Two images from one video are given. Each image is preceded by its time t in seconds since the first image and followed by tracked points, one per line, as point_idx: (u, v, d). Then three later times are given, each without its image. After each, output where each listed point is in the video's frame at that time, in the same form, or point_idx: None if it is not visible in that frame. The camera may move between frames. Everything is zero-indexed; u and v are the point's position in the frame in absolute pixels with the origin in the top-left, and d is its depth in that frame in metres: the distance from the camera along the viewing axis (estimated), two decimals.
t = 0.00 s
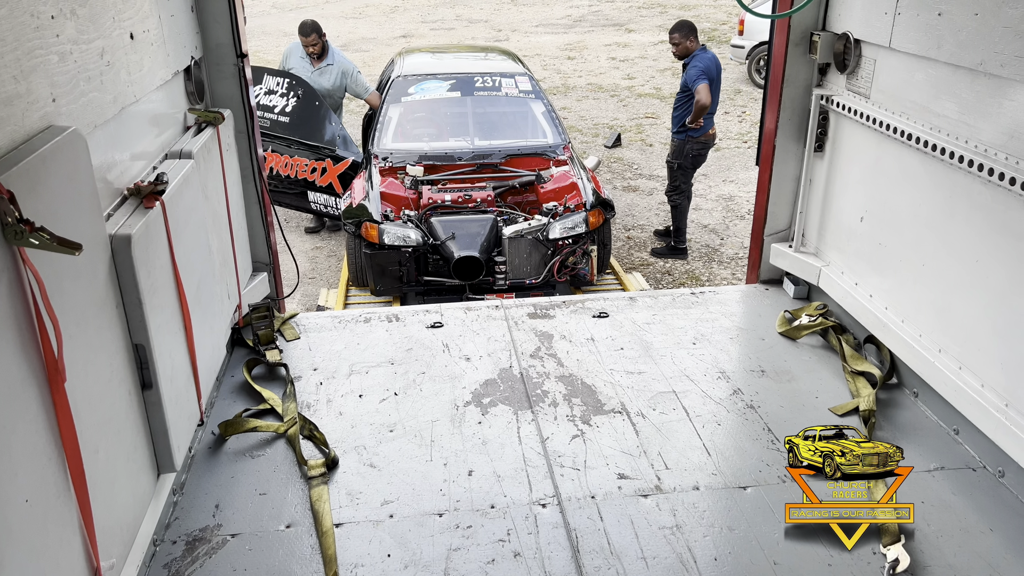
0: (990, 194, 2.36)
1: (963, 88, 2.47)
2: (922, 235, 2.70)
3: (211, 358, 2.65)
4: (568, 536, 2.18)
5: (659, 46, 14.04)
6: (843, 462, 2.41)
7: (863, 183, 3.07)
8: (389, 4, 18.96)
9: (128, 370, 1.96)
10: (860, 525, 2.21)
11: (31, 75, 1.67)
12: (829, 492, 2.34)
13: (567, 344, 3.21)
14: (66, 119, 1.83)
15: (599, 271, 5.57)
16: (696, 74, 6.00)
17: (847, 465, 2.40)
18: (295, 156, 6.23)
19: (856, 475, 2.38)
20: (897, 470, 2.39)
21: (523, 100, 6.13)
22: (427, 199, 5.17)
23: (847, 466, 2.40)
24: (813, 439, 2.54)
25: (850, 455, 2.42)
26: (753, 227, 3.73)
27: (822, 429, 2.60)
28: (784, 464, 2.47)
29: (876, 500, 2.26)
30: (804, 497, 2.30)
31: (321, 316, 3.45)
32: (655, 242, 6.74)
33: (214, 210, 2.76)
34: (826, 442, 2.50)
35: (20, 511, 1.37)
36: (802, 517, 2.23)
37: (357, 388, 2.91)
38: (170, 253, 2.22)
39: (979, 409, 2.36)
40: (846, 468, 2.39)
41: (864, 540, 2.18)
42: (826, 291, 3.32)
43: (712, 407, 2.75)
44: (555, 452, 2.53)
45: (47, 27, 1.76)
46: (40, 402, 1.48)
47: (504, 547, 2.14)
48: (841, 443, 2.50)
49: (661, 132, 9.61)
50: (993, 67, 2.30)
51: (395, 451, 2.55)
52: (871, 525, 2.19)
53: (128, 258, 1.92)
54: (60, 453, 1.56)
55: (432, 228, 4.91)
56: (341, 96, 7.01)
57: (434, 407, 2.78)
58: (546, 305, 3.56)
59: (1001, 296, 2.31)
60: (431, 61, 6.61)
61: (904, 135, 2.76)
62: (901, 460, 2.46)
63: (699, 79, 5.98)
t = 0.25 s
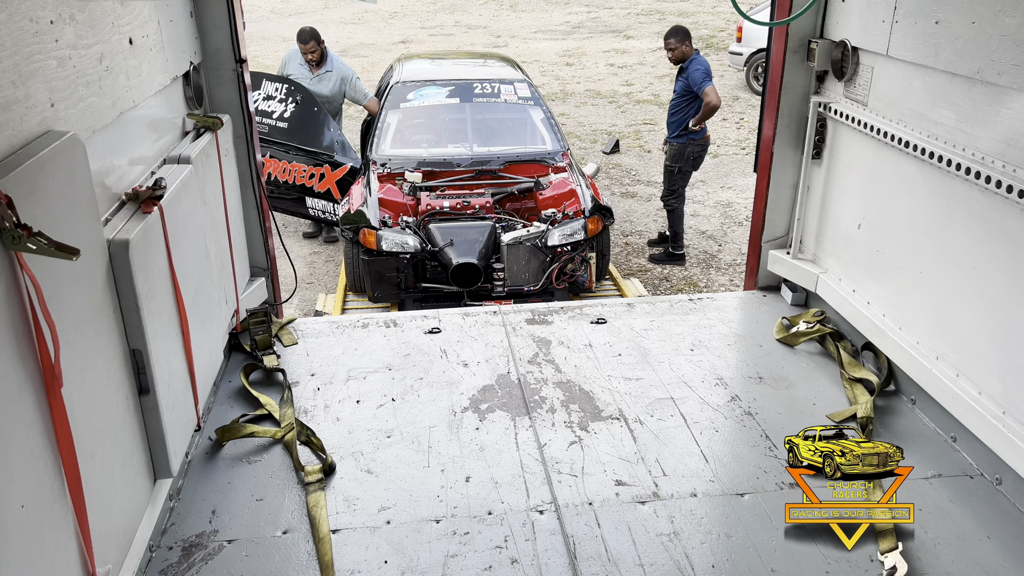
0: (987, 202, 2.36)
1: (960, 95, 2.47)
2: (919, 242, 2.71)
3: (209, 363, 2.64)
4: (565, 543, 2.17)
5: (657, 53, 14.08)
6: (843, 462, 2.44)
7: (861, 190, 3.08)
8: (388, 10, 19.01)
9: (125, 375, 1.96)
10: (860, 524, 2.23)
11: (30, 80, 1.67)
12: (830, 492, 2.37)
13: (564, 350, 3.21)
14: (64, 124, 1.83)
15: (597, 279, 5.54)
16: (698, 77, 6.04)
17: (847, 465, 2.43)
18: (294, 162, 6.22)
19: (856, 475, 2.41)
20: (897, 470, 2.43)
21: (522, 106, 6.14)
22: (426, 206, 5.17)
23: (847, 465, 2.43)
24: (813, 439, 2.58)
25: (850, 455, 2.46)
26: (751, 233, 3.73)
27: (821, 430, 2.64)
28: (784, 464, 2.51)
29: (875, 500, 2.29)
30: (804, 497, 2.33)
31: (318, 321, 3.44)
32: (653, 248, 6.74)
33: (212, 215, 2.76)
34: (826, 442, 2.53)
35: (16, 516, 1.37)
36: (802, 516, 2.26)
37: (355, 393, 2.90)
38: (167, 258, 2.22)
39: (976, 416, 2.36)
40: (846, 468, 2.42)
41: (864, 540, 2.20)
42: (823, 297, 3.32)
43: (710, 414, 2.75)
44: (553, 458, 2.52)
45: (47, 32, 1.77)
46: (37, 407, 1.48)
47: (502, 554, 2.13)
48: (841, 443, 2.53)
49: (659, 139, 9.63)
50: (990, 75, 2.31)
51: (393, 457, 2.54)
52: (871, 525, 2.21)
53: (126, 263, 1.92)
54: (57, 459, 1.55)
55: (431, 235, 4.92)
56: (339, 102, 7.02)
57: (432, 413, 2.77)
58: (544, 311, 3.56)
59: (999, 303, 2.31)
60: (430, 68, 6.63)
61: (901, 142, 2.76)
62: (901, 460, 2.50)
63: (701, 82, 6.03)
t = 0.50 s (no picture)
0: (982, 216, 2.38)
1: (955, 110, 2.49)
2: (915, 255, 2.72)
3: (206, 374, 2.64)
4: (562, 555, 2.17)
5: (654, 66, 14.16)
6: (843, 462, 2.49)
7: (856, 203, 3.09)
8: (387, 21, 19.10)
9: (122, 386, 1.96)
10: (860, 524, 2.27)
11: (30, 91, 1.67)
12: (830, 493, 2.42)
13: (561, 361, 3.21)
14: (64, 136, 1.83)
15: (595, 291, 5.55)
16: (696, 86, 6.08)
17: (847, 465, 2.48)
18: (292, 173, 6.23)
19: (856, 475, 2.47)
20: (897, 470, 2.49)
21: (520, 119, 6.17)
22: (423, 217, 5.17)
23: (847, 466, 2.48)
24: (813, 439, 2.63)
25: (850, 455, 2.51)
26: (748, 245, 3.74)
27: (821, 429, 2.69)
28: (785, 463, 2.56)
29: (874, 500, 2.34)
30: (803, 497, 2.38)
31: (315, 332, 3.44)
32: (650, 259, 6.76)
33: (210, 226, 2.76)
34: (826, 442, 2.59)
35: (11, 528, 1.36)
36: (801, 517, 2.31)
37: (351, 405, 2.90)
38: (165, 269, 2.22)
39: (972, 430, 2.37)
40: (846, 468, 2.47)
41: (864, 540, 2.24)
42: (820, 310, 3.33)
43: (707, 426, 2.75)
44: (550, 470, 2.52)
45: (47, 44, 1.78)
46: (33, 418, 1.48)
47: (498, 566, 2.13)
48: (841, 443, 2.59)
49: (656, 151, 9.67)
50: (984, 90, 2.32)
51: (389, 468, 2.54)
52: (870, 525, 2.25)
53: (124, 273, 1.92)
54: (52, 470, 1.55)
55: (428, 246, 4.94)
56: (338, 113, 7.05)
57: (428, 425, 2.77)
58: (541, 322, 3.57)
59: (995, 317, 2.32)
60: (428, 80, 6.66)
61: (896, 156, 2.78)
62: (901, 460, 2.56)
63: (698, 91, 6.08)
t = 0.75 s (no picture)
0: (975, 236, 2.40)
1: (947, 131, 2.52)
2: (909, 274, 2.74)
3: (202, 391, 2.64)
4: (558, 574, 2.17)
5: (649, 83, 14.26)
6: (843, 462, 2.62)
7: (851, 222, 3.11)
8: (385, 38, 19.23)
9: (119, 403, 1.96)
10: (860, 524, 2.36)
11: (31, 110, 1.69)
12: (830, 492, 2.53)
13: (558, 378, 3.22)
14: (63, 154, 1.84)
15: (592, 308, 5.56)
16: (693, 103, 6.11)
17: (847, 465, 2.61)
18: (289, 190, 6.24)
19: (856, 474, 2.60)
20: (896, 470, 2.62)
21: (517, 136, 6.20)
22: (420, 234, 5.20)
23: (847, 466, 2.61)
24: (813, 439, 2.75)
25: (850, 455, 2.64)
26: (743, 263, 3.76)
27: (821, 430, 2.82)
28: (786, 463, 2.68)
29: (874, 501, 2.47)
30: (806, 497, 2.48)
31: (312, 348, 3.44)
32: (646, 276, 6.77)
33: (207, 243, 2.77)
34: (826, 442, 2.71)
35: (6, 547, 1.36)
36: (804, 515, 2.40)
37: (347, 422, 2.89)
38: (163, 286, 2.22)
39: (967, 448, 2.38)
40: (846, 468, 2.61)
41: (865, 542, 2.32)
42: (815, 328, 3.35)
43: (703, 444, 2.75)
44: (546, 489, 2.52)
45: (48, 64, 1.79)
46: (30, 436, 1.48)
47: None
48: (842, 443, 2.71)
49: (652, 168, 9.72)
50: (976, 112, 2.35)
51: (385, 486, 2.53)
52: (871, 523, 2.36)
53: (122, 291, 1.93)
54: (48, 489, 1.55)
55: (425, 263, 4.93)
56: (336, 130, 7.07)
57: (425, 442, 2.77)
58: (537, 339, 3.57)
59: (988, 336, 2.34)
60: (426, 98, 6.71)
61: (891, 176, 2.81)
62: (901, 460, 2.69)
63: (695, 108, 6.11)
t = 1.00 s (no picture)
0: (965, 260, 2.42)
1: (937, 156, 2.55)
2: (901, 297, 2.76)
3: (197, 413, 2.64)
4: None
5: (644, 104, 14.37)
6: (843, 462, 2.75)
7: (843, 245, 3.14)
8: (382, 58, 19.37)
9: (115, 426, 1.96)
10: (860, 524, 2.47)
11: (31, 136, 1.70)
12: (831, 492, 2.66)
13: (553, 400, 3.22)
14: (63, 178, 1.86)
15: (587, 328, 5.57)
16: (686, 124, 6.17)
17: (847, 466, 2.74)
18: (285, 211, 6.26)
19: (856, 473, 2.73)
20: (896, 470, 2.74)
21: (513, 157, 6.24)
22: (416, 255, 5.21)
23: (847, 466, 2.74)
24: (813, 439, 2.88)
25: (850, 455, 2.77)
26: (737, 284, 3.78)
27: (821, 430, 2.96)
28: (787, 463, 2.81)
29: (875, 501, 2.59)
30: (807, 496, 2.60)
31: (307, 369, 3.45)
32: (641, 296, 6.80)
33: (204, 264, 2.78)
34: (826, 442, 2.84)
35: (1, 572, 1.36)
36: (805, 514, 2.51)
37: (342, 444, 2.89)
38: (160, 309, 2.23)
39: (960, 472, 2.39)
40: (846, 469, 2.74)
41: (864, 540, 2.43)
42: (808, 350, 3.37)
43: (698, 466, 2.76)
44: (541, 512, 2.52)
45: (49, 89, 1.81)
46: (26, 461, 1.48)
47: None
48: (842, 443, 2.84)
49: (647, 188, 9.77)
50: (965, 138, 2.38)
51: (380, 509, 2.53)
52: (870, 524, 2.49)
53: (119, 314, 1.94)
54: (44, 513, 1.55)
55: (421, 284, 4.96)
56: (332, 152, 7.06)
57: (419, 465, 2.77)
58: (532, 360, 3.58)
59: (979, 360, 2.36)
60: (422, 118, 6.76)
61: (882, 201, 2.84)
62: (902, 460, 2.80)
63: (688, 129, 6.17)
